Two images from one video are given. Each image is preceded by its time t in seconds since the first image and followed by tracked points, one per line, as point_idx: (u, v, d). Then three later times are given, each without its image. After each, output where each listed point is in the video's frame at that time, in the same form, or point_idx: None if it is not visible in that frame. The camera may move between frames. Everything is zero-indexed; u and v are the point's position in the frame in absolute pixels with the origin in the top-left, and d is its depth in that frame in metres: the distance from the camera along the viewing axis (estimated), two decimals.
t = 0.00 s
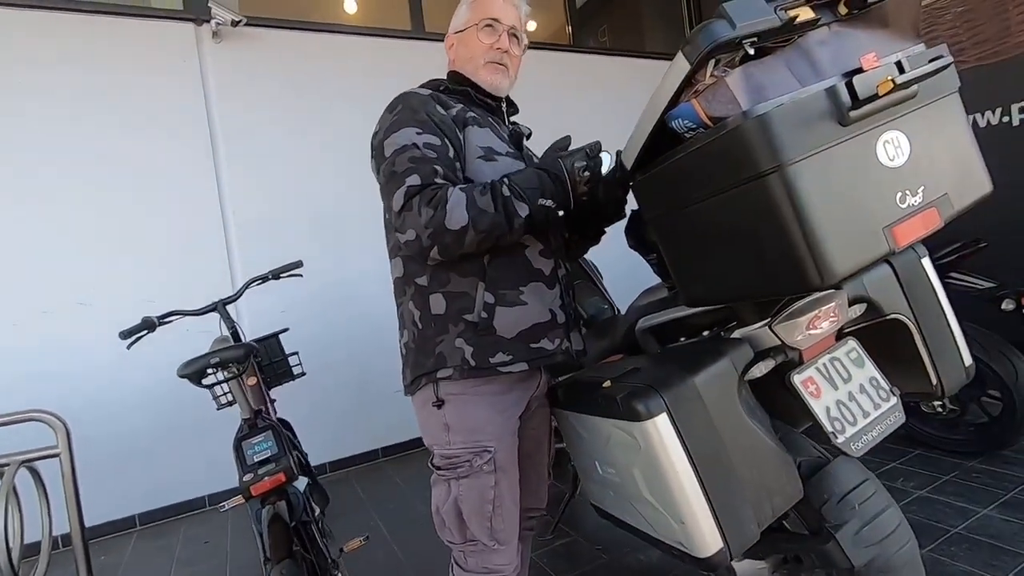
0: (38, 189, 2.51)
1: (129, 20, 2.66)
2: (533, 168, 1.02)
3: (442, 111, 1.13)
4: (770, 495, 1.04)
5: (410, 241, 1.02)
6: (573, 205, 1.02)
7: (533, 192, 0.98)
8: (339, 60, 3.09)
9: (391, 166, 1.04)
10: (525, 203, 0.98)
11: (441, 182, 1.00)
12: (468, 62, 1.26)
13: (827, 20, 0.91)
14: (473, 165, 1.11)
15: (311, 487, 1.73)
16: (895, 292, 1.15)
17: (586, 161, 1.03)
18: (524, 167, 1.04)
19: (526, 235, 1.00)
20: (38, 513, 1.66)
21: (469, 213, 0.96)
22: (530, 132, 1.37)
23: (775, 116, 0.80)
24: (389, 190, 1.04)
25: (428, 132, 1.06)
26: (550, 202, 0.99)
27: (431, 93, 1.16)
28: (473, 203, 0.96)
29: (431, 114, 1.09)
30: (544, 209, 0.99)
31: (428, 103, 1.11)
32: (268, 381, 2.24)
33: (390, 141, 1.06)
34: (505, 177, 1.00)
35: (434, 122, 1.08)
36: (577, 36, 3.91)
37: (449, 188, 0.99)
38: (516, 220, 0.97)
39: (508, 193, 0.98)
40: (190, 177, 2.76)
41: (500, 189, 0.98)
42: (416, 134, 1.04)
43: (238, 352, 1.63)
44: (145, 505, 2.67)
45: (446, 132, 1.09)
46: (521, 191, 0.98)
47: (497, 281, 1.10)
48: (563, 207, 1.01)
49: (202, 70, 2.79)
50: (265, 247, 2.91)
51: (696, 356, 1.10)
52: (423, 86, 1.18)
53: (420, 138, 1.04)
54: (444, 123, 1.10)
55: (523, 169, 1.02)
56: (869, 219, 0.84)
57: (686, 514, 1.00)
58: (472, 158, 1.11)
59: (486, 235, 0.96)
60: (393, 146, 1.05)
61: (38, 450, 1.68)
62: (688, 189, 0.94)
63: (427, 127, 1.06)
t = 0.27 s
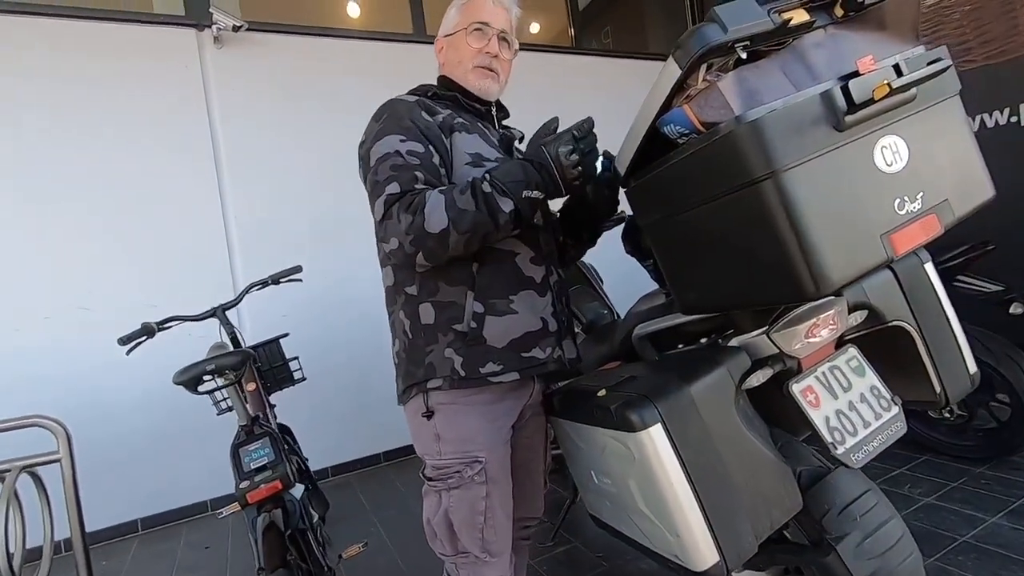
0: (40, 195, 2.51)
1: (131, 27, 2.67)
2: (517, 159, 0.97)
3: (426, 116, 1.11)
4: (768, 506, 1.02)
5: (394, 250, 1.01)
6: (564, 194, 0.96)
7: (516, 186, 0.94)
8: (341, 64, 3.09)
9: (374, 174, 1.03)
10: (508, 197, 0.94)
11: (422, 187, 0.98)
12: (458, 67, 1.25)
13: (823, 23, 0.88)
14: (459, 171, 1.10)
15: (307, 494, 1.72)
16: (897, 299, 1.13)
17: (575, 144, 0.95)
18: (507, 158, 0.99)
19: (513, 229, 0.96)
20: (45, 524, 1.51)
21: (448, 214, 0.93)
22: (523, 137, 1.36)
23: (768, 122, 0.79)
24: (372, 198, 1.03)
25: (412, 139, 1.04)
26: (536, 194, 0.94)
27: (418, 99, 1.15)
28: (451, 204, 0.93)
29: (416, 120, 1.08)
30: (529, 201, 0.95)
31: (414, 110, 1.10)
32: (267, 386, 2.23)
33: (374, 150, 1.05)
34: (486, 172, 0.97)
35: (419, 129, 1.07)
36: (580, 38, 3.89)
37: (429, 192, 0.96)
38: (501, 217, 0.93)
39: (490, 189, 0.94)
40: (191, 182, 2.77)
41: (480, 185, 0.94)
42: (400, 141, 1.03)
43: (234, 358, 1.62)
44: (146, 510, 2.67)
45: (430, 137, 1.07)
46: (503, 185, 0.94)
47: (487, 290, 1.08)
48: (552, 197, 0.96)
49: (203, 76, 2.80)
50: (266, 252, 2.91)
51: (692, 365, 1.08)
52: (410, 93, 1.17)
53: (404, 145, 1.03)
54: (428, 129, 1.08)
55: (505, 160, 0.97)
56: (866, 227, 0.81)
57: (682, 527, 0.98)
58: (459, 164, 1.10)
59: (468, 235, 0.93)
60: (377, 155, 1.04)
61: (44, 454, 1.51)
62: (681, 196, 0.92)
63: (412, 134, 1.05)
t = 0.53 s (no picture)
0: (38, 198, 2.51)
1: (129, 30, 2.67)
2: (501, 189, 1.02)
3: (412, 121, 1.10)
4: (764, 512, 1.01)
5: (369, 261, 1.00)
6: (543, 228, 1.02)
7: (499, 216, 0.97)
8: (339, 67, 3.08)
9: (356, 181, 1.02)
10: (490, 226, 0.96)
11: (404, 201, 0.98)
12: (447, 68, 1.24)
13: (817, 24, 0.88)
14: (446, 178, 1.10)
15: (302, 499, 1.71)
16: (895, 302, 1.11)
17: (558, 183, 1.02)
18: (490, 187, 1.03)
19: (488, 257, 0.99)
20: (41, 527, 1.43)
21: (428, 235, 0.93)
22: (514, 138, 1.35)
23: (760, 124, 0.78)
24: (352, 206, 1.03)
25: (396, 146, 1.03)
26: (517, 225, 0.98)
27: (404, 103, 1.14)
28: (433, 224, 0.94)
29: (400, 126, 1.06)
30: (510, 231, 0.98)
31: (399, 114, 1.09)
32: (265, 390, 2.22)
33: (357, 156, 1.04)
34: (471, 198, 0.99)
35: (403, 134, 1.06)
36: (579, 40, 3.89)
37: (411, 207, 0.96)
38: (480, 244, 0.96)
39: (474, 216, 0.97)
40: (189, 185, 2.76)
41: (464, 211, 0.97)
42: (383, 148, 1.02)
43: (228, 363, 1.62)
44: (144, 514, 2.66)
45: (414, 144, 1.06)
46: (487, 214, 0.97)
47: (475, 296, 1.08)
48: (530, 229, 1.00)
49: (202, 79, 2.80)
50: (264, 255, 2.91)
51: (686, 370, 1.07)
52: (396, 97, 1.16)
53: (387, 153, 1.02)
54: (412, 133, 1.07)
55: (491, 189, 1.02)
56: (861, 230, 0.80)
57: (676, 535, 0.96)
58: (445, 170, 1.10)
59: (447, 258, 0.94)
60: (359, 162, 1.03)
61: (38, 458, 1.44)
62: (674, 199, 0.91)
63: (396, 140, 1.04)
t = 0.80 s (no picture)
0: (35, 200, 2.51)
1: (127, 33, 2.68)
2: (475, 168, 0.94)
3: (398, 123, 1.10)
4: (759, 516, 1.01)
5: (346, 262, 0.98)
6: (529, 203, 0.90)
7: (470, 196, 0.89)
8: (337, 70, 3.09)
9: (336, 183, 1.02)
10: (461, 208, 0.89)
11: (376, 197, 0.97)
12: (439, 68, 1.25)
13: (810, 29, 0.88)
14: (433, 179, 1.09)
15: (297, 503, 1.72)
16: (890, 305, 1.11)
17: (538, 150, 0.90)
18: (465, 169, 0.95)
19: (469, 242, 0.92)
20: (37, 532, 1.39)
21: (396, 226, 0.90)
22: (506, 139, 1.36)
23: (753, 128, 0.78)
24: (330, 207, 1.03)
25: (377, 147, 1.03)
26: (492, 203, 0.89)
27: (391, 105, 1.14)
28: (400, 214, 0.90)
29: (385, 128, 1.06)
30: (486, 212, 0.90)
31: (385, 116, 1.09)
32: (262, 393, 2.21)
33: (340, 159, 1.04)
34: (442, 181, 0.93)
35: (388, 137, 1.06)
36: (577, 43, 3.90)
37: (381, 202, 0.95)
38: (453, 229, 0.89)
39: (443, 199, 0.90)
40: (187, 187, 2.76)
41: (432, 196, 0.91)
42: (363, 150, 1.02)
43: (224, 366, 1.62)
44: (141, 517, 2.66)
45: (398, 145, 1.06)
46: (456, 196, 0.90)
47: (466, 301, 1.07)
48: (513, 207, 0.90)
49: (200, 81, 2.80)
50: (262, 257, 2.90)
51: (680, 374, 1.07)
52: (384, 99, 1.16)
53: (367, 153, 1.02)
54: (397, 136, 1.07)
55: (465, 170, 0.94)
56: (854, 234, 0.81)
57: (670, 540, 0.96)
58: (434, 172, 1.10)
59: (419, 247, 0.89)
60: (341, 164, 1.04)
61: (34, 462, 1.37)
62: (668, 204, 0.91)
63: (378, 142, 1.04)
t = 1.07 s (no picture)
0: (29, 201, 2.50)
1: (123, 34, 2.68)
2: (447, 180, 0.89)
3: (384, 124, 1.10)
4: (753, 518, 1.01)
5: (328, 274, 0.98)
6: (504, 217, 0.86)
7: (440, 217, 0.86)
8: (334, 71, 3.09)
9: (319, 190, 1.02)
10: (431, 229, 0.87)
11: (352, 209, 0.96)
12: (432, 66, 1.25)
13: (804, 32, 0.89)
14: (423, 181, 1.10)
15: (292, 505, 1.72)
16: (883, 307, 1.12)
17: (516, 160, 0.84)
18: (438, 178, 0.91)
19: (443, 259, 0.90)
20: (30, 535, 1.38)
21: (366, 244, 0.89)
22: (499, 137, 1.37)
23: (747, 131, 0.78)
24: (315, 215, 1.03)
25: (360, 151, 1.02)
26: (463, 223, 0.86)
27: (379, 105, 1.14)
28: (370, 232, 0.89)
29: (371, 130, 1.06)
30: (457, 230, 0.87)
31: (371, 118, 1.09)
32: (257, 395, 2.21)
33: (327, 163, 1.05)
34: (413, 198, 0.90)
35: (373, 139, 1.05)
36: (573, 46, 3.91)
37: (354, 214, 0.94)
38: (423, 250, 0.87)
39: (413, 219, 0.88)
40: (183, 189, 2.76)
41: (402, 214, 0.89)
42: (347, 154, 1.02)
43: (220, 367, 1.61)
44: (136, 519, 2.65)
45: (383, 147, 1.05)
46: (425, 215, 0.87)
47: (458, 304, 1.08)
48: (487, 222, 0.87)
49: (196, 83, 2.80)
50: (258, 259, 2.90)
51: (675, 375, 1.07)
52: (373, 99, 1.17)
53: (350, 158, 1.01)
54: (382, 137, 1.06)
55: (436, 182, 0.90)
56: (847, 236, 0.81)
57: (664, 543, 0.96)
58: (425, 173, 1.10)
59: (390, 266, 0.88)
60: (328, 168, 1.04)
61: (27, 464, 1.33)
62: (663, 206, 0.92)
63: (362, 145, 1.03)
